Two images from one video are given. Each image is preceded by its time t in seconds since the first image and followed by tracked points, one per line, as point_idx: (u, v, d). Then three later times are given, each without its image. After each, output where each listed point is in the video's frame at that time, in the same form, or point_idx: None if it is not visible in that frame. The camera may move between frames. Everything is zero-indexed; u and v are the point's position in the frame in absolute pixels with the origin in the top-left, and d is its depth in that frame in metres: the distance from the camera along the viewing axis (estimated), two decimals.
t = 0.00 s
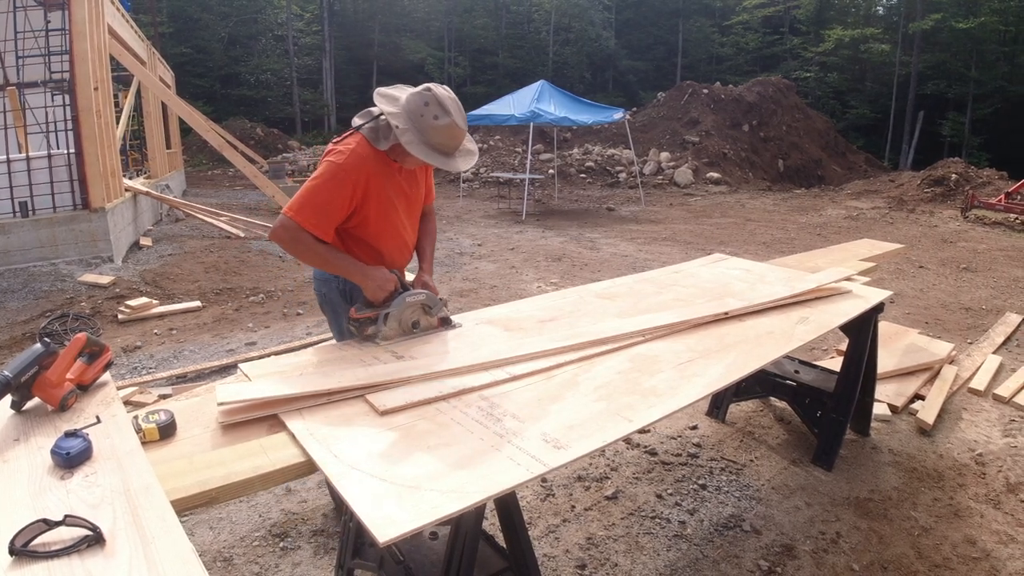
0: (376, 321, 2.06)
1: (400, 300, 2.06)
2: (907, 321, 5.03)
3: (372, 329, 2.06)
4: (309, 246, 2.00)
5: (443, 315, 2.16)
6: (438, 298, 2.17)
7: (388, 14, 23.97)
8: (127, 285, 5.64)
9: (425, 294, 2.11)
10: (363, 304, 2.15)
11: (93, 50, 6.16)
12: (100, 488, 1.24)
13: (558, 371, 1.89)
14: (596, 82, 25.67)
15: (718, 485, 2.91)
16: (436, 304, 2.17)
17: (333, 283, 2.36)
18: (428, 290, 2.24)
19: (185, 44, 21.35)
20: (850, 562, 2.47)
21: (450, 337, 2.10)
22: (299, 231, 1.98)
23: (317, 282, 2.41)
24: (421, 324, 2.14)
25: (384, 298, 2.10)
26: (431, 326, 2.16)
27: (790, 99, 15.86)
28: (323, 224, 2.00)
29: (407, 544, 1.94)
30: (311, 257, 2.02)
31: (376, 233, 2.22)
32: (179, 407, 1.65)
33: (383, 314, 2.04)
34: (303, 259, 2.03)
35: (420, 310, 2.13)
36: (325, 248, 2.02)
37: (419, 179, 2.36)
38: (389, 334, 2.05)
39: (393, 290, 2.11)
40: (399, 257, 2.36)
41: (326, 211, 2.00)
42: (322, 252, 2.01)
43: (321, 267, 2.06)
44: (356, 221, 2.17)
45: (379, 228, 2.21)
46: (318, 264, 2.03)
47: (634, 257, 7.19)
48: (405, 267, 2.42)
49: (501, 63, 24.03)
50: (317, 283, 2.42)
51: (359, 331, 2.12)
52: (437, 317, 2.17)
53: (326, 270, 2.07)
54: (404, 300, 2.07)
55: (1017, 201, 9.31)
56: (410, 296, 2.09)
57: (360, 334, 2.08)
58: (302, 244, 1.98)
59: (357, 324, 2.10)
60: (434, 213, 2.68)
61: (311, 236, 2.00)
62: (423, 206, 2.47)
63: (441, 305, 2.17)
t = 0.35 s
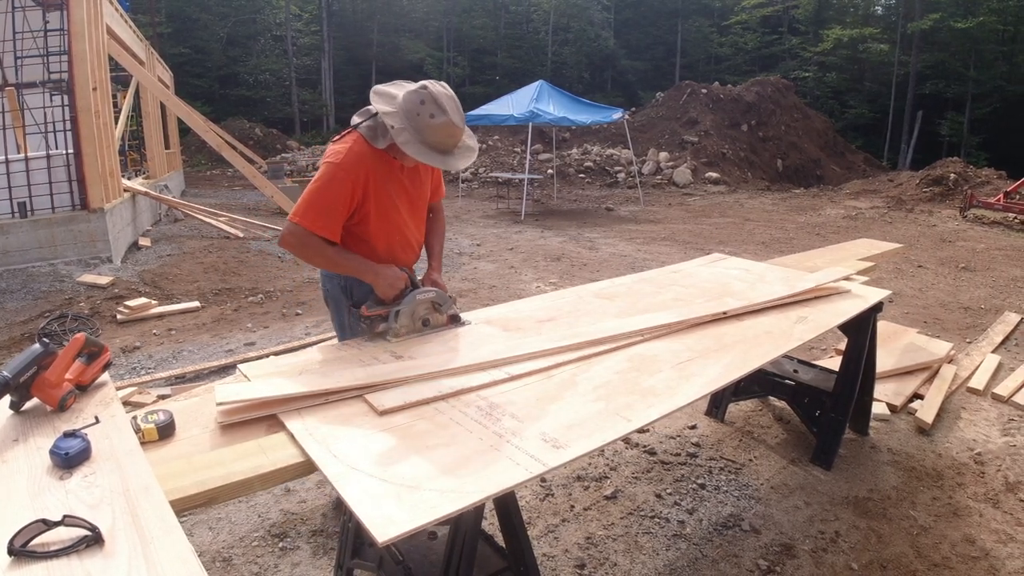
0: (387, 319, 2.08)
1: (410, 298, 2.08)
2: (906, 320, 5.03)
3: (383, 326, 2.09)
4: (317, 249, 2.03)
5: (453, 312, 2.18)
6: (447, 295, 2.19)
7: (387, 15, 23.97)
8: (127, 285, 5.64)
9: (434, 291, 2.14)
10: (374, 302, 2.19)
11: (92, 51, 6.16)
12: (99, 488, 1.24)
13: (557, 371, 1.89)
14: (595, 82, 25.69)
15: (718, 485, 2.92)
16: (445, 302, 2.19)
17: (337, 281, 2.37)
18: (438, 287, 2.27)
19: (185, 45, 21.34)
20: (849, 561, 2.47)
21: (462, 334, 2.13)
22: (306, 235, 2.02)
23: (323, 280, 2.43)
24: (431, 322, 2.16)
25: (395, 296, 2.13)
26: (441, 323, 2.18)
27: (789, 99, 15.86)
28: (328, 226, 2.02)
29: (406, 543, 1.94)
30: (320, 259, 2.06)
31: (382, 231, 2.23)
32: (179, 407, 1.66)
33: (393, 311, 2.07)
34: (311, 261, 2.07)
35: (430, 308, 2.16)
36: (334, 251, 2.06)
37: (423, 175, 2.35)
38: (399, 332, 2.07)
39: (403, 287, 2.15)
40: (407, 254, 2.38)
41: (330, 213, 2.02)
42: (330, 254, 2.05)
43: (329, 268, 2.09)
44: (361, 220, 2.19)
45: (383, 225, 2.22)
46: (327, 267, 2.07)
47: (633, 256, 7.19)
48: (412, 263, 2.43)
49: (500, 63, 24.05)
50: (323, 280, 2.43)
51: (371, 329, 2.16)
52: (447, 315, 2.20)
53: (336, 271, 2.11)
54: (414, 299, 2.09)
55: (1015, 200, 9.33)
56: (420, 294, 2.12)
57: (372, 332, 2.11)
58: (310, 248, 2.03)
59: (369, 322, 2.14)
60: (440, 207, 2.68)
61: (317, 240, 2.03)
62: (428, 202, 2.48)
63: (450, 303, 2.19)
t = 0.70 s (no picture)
0: (398, 316, 2.12)
1: (422, 296, 2.12)
2: (902, 321, 5.04)
3: (395, 324, 2.12)
4: (330, 252, 2.05)
5: (463, 309, 2.21)
6: (457, 292, 2.22)
7: (385, 15, 23.96)
8: (123, 285, 5.63)
9: (445, 289, 2.17)
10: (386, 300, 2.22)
11: (89, 50, 6.16)
12: (95, 489, 1.24)
13: (555, 372, 1.89)
14: (593, 83, 25.72)
15: (714, 486, 2.92)
16: (456, 300, 2.22)
17: (340, 281, 2.36)
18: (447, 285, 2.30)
19: (182, 44, 21.30)
20: (846, 562, 2.48)
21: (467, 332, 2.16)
22: (318, 238, 2.03)
23: (327, 280, 2.43)
24: (442, 319, 2.19)
25: (406, 294, 2.17)
26: (452, 320, 2.21)
27: (787, 100, 15.89)
28: (339, 227, 2.03)
29: (403, 543, 1.94)
30: (332, 261, 2.07)
31: (388, 231, 2.23)
32: (175, 407, 1.66)
33: (405, 309, 2.10)
34: (323, 263, 2.08)
35: (441, 306, 2.19)
36: (346, 252, 2.07)
37: (426, 174, 2.37)
38: (411, 329, 2.10)
39: (415, 286, 2.19)
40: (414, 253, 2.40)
41: (341, 214, 2.03)
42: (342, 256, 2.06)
43: (341, 269, 2.11)
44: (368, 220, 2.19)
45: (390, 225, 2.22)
46: (339, 268, 2.09)
47: (631, 257, 7.20)
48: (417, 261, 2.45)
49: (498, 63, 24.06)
50: (327, 280, 2.44)
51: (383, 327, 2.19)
52: (458, 312, 2.22)
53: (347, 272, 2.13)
54: (425, 297, 2.12)
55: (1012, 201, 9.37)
56: (431, 292, 2.16)
57: (384, 330, 2.15)
58: (323, 251, 2.04)
59: (381, 320, 2.17)
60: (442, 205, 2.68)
61: (331, 243, 2.05)
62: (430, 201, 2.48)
63: (461, 300, 2.23)
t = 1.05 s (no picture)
0: (412, 313, 2.16)
1: (435, 293, 2.16)
2: (900, 322, 5.05)
3: (408, 321, 2.15)
4: (345, 250, 2.06)
5: (474, 307, 2.24)
6: (468, 290, 2.26)
7: (384, 15, 23.98)
8: (121, 285, 5.62)
9: (456, 286, 2.21)
10: (398, 298, 2.25)
11: (87, 50, 6.16)
12: (93, 490, 1.23)
13: (552, 372, 1.90)
14: (591, 83, 25.77)
15: (712, 486, 2.92)
16: (467, 297, 2.25)
17: (348, 279, 2.36)
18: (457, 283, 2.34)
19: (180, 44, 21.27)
20: (842, 562, 2.48)
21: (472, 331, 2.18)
22: (333, 237, 2.04)
23: (335, 278, 2.43)
24: (453, 316, 2.23)
25: (419, 292, 2.20)
26: (463, 317, 2.25)
27: (784, 101, 15.91)
28: (354, 226, 2.04)
29: (400, 543, 1.94)
30: (347, 260, 2.09)
31: (400, 229, 2.24)
32: (174, 407, 1.65)
33: (418, 306, 2.14)
34: (338, 262, 2.09)
35: (452, 303, 2.22)
36: (361, 251, 2.09)
37: (437, 174, 2.38)
38: (423, 326, 2.15)
39: (427, 284, 2.22)
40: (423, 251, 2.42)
41: (356, 213, 2.04)
42: (357, 254, 2.07)
43: (355, 268, 2.12)
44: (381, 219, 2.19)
45: (401, 224, 2.22)
46: (354, 267, 2.10)
47: (628, 258, 7.21)
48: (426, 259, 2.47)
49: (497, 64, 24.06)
50: (334, 279, 2.44)
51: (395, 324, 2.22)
52: (469, 310, 2.26)
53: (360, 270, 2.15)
54: (437, 294, 2.17)
55: (1009, 203, 9.40)
56: (443, 290, 2.19)
57: (396, 327, 2.19)
58: (339, 249, 2.05)
59: (393, 318, 2.20)
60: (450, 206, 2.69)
61: (345, 241, 2.06)
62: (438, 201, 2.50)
63: (472, 298, 2.26)
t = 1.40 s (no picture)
0: (424, 311, 2.20)
1: (447, 291, 2.21)
2: (899, 323, 5.06)
3: (420, 318, 2.20)
4: (360, 245, 2.10)
5: (485, 306, 2.28)
6: (479, 289, 2.30)
7: (383, 15, 23.97)
8: (119, 286, 5.62)
9: (468, 285, 2.25)
10: (411, 296, 2.30)
11: (86, 50, 6.15)
12: (90, 491, 1.24)
13: (549, 372, 1.90)
14: (590, 84, 25.80)
15: (710, 487, 2.92)
16: (477, 296, 2.30)
17: (360, 274, 2.38)
18: (469, 282, 2.38)
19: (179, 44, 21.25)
20: (840, 563, 2.48)
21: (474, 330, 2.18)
22: (350, 232, 2.08)
23: (347, 273, 2.46)
24: (464, 315, 2.27)
25: (432, 290, 2.25)
26: (473, 316, 2.29)
27: (783, 102, 15.92)
28: (371, 222, 2.08)
29: (398, 544, 1.94)
30: (361, 255, 2.13)
31: (414, 228, 2.28)
32: (171, 408, 1.65)
33: (430, 304, 2.19)
34: (353, 256, 2.14)
35: (463, 302, 2.27)
36: (377, 247, 2.13)
37: (452, 174, 2.42)
38: (435, 324, 2.19)
39: (439, 283, 2.27)
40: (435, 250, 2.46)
41: (373, 209, 2.08)
42: (373, 249, 2.12)
43: (369, 263, 2.16)
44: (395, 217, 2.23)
45: (415, 222, 2.26)
46: (369, 262, 2.14)
47: (627, 259, 7.21)
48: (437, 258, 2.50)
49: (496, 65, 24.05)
50: (347, 272, 2.47)
51: (407, 321, 2.27)
52: (478, 308, 2.30)
53: (375, 267, 2.18)
54: (448, 293, 2.21)
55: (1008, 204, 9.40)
56: (454, 288, 2.24)
57: (409, 323, 2.23)
58: (355, 244, 2.09)
59: (405, 315, 2.25)
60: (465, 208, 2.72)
61: (362, 237, 2.10)
62: (452, 203, 2.54)
63: (482, 297, 2.31)
